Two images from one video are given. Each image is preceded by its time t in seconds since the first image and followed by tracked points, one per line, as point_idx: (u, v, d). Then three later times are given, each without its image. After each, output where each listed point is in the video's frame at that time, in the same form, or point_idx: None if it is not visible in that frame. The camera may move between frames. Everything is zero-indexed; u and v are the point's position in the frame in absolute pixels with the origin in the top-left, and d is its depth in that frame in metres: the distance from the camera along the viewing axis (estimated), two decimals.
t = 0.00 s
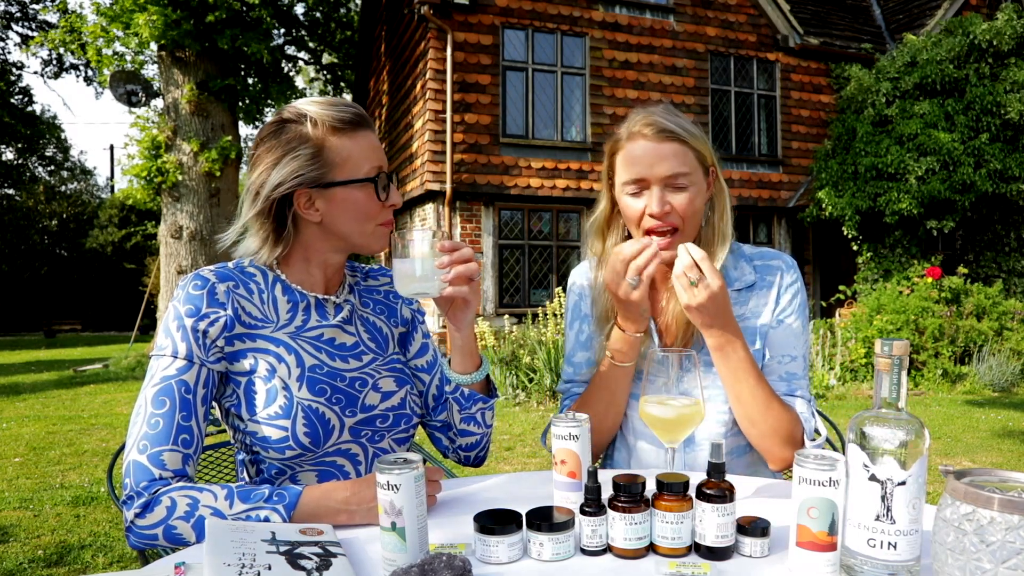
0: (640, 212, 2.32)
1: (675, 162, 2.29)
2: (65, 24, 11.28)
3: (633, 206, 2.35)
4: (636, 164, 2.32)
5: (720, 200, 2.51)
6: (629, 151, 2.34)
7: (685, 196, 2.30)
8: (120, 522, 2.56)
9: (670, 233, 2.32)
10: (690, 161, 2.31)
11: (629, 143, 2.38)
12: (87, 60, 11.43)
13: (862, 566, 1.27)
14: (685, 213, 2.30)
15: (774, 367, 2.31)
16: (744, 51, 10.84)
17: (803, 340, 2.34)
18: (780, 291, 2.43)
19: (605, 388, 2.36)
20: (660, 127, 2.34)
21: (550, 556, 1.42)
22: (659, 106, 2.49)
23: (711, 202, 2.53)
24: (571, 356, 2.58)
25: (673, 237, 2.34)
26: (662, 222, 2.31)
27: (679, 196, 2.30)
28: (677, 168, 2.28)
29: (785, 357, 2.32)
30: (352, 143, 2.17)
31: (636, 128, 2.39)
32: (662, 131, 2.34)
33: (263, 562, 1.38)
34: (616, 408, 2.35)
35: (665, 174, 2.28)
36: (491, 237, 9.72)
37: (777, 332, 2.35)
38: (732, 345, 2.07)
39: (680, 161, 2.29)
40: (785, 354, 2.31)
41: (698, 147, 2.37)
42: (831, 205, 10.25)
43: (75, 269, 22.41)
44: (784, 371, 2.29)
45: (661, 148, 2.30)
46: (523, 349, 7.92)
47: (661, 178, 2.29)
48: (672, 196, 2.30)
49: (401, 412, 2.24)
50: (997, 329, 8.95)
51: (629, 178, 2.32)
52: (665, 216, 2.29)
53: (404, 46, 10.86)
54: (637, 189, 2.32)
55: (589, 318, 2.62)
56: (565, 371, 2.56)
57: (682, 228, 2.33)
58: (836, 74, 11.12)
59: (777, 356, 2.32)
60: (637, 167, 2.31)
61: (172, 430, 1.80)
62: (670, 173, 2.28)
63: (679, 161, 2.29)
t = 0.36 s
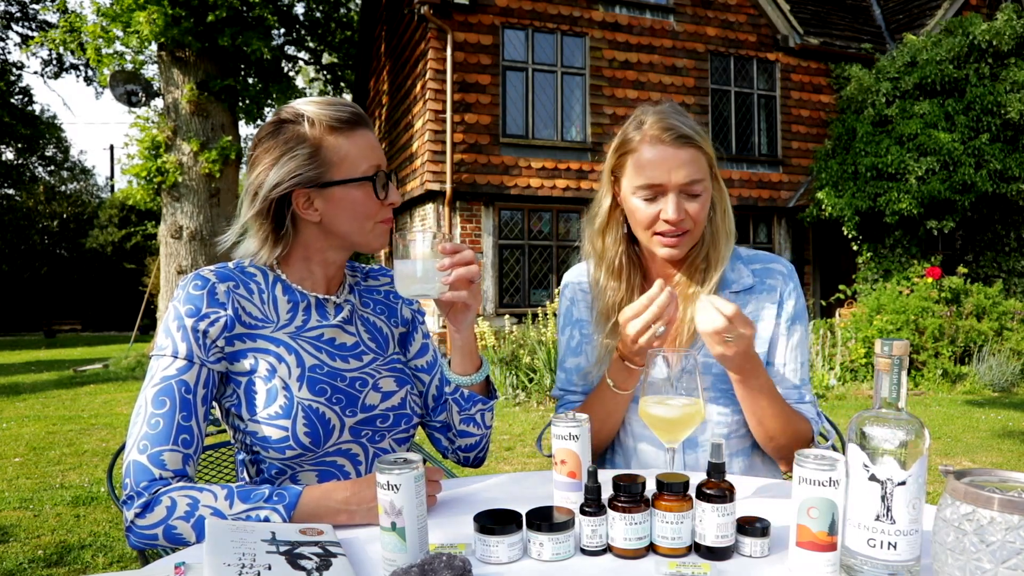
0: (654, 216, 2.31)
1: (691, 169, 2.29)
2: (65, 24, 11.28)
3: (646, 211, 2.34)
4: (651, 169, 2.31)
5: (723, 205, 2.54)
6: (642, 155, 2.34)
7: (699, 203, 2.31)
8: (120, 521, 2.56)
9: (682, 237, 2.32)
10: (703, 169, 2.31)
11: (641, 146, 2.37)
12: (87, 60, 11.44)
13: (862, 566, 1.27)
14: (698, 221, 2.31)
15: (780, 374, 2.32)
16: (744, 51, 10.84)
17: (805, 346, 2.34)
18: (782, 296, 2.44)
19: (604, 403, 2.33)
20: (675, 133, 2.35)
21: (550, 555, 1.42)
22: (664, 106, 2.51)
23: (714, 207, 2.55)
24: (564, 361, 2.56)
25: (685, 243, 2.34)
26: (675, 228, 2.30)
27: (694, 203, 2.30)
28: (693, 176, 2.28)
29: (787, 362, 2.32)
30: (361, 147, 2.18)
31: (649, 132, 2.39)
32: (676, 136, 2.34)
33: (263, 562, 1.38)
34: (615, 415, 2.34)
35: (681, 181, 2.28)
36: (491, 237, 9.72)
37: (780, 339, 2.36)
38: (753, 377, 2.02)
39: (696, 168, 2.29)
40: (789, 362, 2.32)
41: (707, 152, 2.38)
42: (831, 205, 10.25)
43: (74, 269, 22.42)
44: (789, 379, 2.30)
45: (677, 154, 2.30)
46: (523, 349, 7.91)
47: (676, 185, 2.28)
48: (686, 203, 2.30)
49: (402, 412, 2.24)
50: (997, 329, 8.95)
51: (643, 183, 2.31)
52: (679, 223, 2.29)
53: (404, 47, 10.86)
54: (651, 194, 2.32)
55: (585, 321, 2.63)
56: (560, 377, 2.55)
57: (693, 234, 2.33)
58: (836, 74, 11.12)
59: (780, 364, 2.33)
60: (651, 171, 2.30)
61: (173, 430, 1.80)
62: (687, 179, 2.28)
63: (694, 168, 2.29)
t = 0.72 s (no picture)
0: (658, 212, 2.31)
1: (697, 166, 2.30)
2: (65, 24, 11.29)
3: (651, 207, 2.33)
4: (655, 165, 2.31)
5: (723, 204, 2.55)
6: (647, 151, 2.34)
7: (702, 200, 2.31)
8: (121, 520, 2.56)
9: (686, 234, 2.32)
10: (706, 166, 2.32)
11: (645, 143, 2.37)
12: (87, 60, 11.44)
13: (862, 566, 1.27)
14: (701, 217, 2.31)
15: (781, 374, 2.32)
16: (744, 51, 10.84)
17: (803, 346, 2.34)
18: (781, 296, 2.43)
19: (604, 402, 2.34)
20: (679, 131, 2.36)
21: (550, 555, 1.42)
22: (666, 104, 2.52)
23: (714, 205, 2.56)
24: (564, 361, 2.57)
25: (689, 240, 2.34)
26: (679, 225, 2.30)
27: (699, 200, 2.31)
28: (697, 172, 2.29)
29: (788, 362, 2.32)
30: (363, 146, 2.18)
31: (653, 129, 2.39)
32: (680, 134, 2.35)
33: (263, 562, 1.38)
34: (615, 414, 2.34)
35: (686, 177, 2.28)
36: (491, 237, 9.71)
37: (779, 339, 2.37)
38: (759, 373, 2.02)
39: (700, 165, 2.30)
40: (788, 361, 2.32)
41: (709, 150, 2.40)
42: (831, 205, 10.25)
43: (74, 269, 22.42)
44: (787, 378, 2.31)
45: (681, 151, 2.31)
46: (523, 349, 7.91)
47: (682, 180, 2.28)
48: (690, 199, 2.30)
49: (402, 412, 2.24)
50: (998, 329, 8.95)
51: (648, 179, 2.31)
52: (683, 219, 2.29)
53: (404, 47, 10.86)
54: (655, 190, 2.31)
55: (585, 319, 2.63)
56: (561, 376, 2.56)
57: (696, 231, 2.33)
58: (836, 74, 11.12)
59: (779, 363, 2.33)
60: (655, 168, 2.30)
61: (173, 430, 1.80)
62: (692, 176, 2.28)
63: (698, 164, 2.29)
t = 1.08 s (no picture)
0: (662, 214, 2.30)
1: (702, 167, 2.29)
2: (65, 24, 11.29)
3: (654, 209, 2.33)
4: (658, 166, 2.31)
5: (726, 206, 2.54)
6: (651, 152, 2.34)
7: (705, 201, 2.31)
8: (121, 520, 2.56)
9: (689, 235, 2.31)
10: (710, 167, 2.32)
11: (648, 145, 2.37)
12: (87, 60, 11.45)
13: (862, 566, 1.27)
14: (705, 218, 2.31)
15: (782, 375, 2.33)
16: (744, 51, 10.84)
17: (805, 346, 2.36)
18: (782, 297, 2.44)
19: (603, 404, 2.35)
20: (684, 133, 2.36)
21: (550, 556, 1.42)
22: (670, 106, 2.52)
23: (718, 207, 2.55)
24: (568, 360, 2.60)
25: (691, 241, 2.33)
26: (681, 226, 2.30)
27: (703, 202, 2.30)
28: (701, 174, 2.28)
29: (788, 363, 2.34)
30: (361, 145, 2.17)
31: (657, 130, 2.39)
32: (683, 136, 2.34)
33: (263, 562, 1.38)
34: (615, 416, 2.34)
35: (689, 179, 2.28)
36: (491, 237, 9.71)
37: (780, 339, 2.38)
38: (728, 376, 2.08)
39: (704, 166, 2.29)
40: (790, 362, 2.33)
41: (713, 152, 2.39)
42: (831, 205, 10.25)
43: (75, 269, 22.42)
44: (789, 379, 2.32)
45: (685, 152, 2.31)
46: (523, 349, 7.91)
47: (685, 182, 2.28)
48: (693, 201, 2.30)
49: (402, 412, 2.24)
50: (997, 329, 8.95)
51: (651, 180, 2.31)
52: (686, 221, 2.28)
53: (404, 47, 10.85)
54: (658, 191, 2.31)
55: (588, 319, 2.62)
56: (565, 375, 2.60)
57: (699, 233, 2.33)
58: (836, 74, 11.12)
59: (781, 364, 2.35)
60: (658, 169, 2.30)
61: (173, 430, 1.80)
62: (696, 177, 2.28)
63: (701, 166, 2.29)
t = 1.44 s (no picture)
0: (646, 218, 2.30)
1: (684, 171, 2.28)
2: (65, 24, 11.30)
3: (639, 214, 2.33)
4: (642, 171, 2.31)
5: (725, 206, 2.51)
6: (635, 156, 2.34)
7: (690, 205, 2.29)
8: (120, 520, 2.56)
9: (674, 240, 2.31)
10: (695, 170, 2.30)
11: (634, 149, 2.37)
12: (87, 60, 11.46)
13: (862, 566, 1.27)
14: (689, 222, 2.29)
15: (785, 377, 2.35)
16: (744, 51, 10.84)
17: (807, 347, 2.36)
18: (784, 298, 2.43)
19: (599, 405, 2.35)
20: (668, 135, 2.33)
21: (550, 555, 1.42)
22: (663, 107, 2.50)
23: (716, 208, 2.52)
24: (567, 359, 2.59)
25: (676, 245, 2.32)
26: (665, 231, 2.29)
27: (685, 206, 2.29)
28: (684, 177, 2.27)
29: (791, 366, 2.34)
30: (347, 146, 2.14)
31: (643, 133, 2.38)
32: (667, 138, 2.32)
33: (263, 562, 1.38)
34: (613, 420, 2.35)
35: (672, 183, 2.27)
36: (491, 237, 9.71)
37: (782, 341, 2.39)
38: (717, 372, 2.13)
39: (687, 170, 2.28)
40: (793, 365, 2.34)
41: (703, 152, 2.36)
42: (831, 205, 10.25)
43: (74, 269, 22.42)
44: (793, 381, 2.33)
45: (669, 156, 2.29)
46: (523, 349, 7.91)
47: (667, 187, 2.27)
48: (677, 204, 2.29)
49: (402, 412, 2.24)
50: (997, 329, 8.95)
51: (635, 185, 2.32)
52: (669, 226, 2.28)
53: (404, 47, 10.85)
54: (643, 196, 2.31)
55: (590, 319, 2.63)
56: (563, 374, 2.59)
57: (685, 237, 2.31)
58: (836, 74, 11.12)
59: (785, 366, 2.36)
60: (643, 174, 2.30)
61: (173, 430, 1.80)
62: (678, 182, 2.27)
63: (685, 170, 2.28)
